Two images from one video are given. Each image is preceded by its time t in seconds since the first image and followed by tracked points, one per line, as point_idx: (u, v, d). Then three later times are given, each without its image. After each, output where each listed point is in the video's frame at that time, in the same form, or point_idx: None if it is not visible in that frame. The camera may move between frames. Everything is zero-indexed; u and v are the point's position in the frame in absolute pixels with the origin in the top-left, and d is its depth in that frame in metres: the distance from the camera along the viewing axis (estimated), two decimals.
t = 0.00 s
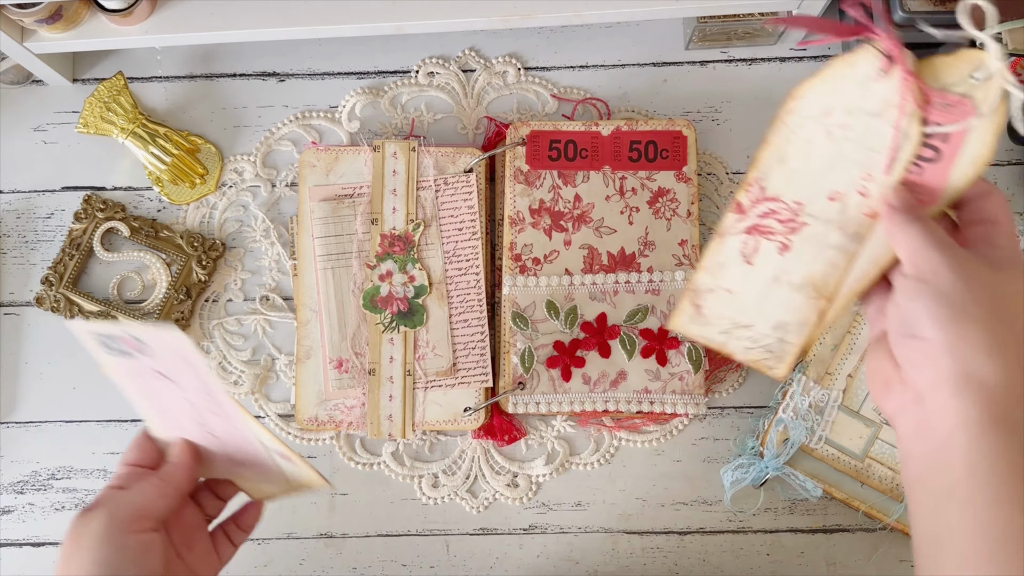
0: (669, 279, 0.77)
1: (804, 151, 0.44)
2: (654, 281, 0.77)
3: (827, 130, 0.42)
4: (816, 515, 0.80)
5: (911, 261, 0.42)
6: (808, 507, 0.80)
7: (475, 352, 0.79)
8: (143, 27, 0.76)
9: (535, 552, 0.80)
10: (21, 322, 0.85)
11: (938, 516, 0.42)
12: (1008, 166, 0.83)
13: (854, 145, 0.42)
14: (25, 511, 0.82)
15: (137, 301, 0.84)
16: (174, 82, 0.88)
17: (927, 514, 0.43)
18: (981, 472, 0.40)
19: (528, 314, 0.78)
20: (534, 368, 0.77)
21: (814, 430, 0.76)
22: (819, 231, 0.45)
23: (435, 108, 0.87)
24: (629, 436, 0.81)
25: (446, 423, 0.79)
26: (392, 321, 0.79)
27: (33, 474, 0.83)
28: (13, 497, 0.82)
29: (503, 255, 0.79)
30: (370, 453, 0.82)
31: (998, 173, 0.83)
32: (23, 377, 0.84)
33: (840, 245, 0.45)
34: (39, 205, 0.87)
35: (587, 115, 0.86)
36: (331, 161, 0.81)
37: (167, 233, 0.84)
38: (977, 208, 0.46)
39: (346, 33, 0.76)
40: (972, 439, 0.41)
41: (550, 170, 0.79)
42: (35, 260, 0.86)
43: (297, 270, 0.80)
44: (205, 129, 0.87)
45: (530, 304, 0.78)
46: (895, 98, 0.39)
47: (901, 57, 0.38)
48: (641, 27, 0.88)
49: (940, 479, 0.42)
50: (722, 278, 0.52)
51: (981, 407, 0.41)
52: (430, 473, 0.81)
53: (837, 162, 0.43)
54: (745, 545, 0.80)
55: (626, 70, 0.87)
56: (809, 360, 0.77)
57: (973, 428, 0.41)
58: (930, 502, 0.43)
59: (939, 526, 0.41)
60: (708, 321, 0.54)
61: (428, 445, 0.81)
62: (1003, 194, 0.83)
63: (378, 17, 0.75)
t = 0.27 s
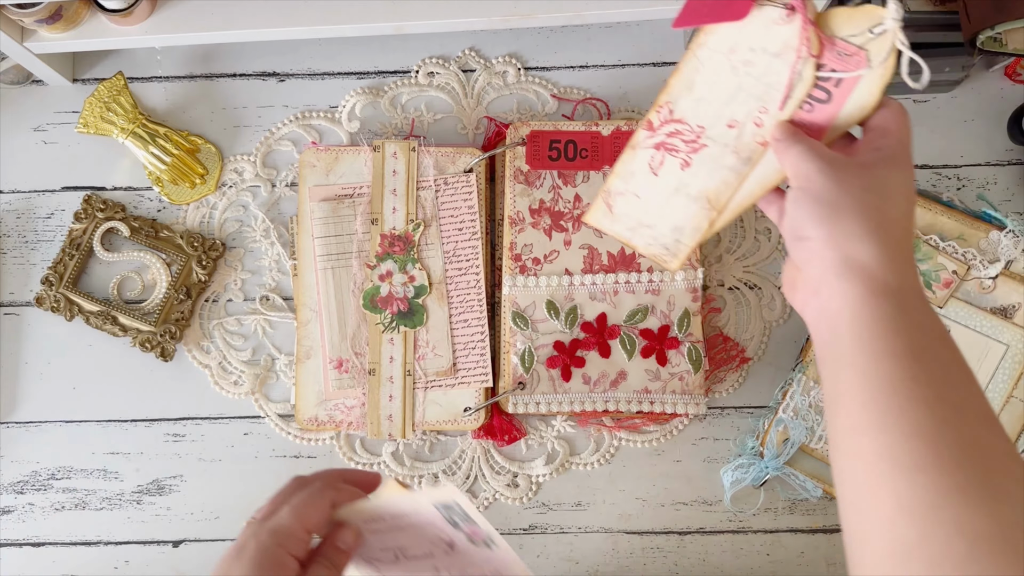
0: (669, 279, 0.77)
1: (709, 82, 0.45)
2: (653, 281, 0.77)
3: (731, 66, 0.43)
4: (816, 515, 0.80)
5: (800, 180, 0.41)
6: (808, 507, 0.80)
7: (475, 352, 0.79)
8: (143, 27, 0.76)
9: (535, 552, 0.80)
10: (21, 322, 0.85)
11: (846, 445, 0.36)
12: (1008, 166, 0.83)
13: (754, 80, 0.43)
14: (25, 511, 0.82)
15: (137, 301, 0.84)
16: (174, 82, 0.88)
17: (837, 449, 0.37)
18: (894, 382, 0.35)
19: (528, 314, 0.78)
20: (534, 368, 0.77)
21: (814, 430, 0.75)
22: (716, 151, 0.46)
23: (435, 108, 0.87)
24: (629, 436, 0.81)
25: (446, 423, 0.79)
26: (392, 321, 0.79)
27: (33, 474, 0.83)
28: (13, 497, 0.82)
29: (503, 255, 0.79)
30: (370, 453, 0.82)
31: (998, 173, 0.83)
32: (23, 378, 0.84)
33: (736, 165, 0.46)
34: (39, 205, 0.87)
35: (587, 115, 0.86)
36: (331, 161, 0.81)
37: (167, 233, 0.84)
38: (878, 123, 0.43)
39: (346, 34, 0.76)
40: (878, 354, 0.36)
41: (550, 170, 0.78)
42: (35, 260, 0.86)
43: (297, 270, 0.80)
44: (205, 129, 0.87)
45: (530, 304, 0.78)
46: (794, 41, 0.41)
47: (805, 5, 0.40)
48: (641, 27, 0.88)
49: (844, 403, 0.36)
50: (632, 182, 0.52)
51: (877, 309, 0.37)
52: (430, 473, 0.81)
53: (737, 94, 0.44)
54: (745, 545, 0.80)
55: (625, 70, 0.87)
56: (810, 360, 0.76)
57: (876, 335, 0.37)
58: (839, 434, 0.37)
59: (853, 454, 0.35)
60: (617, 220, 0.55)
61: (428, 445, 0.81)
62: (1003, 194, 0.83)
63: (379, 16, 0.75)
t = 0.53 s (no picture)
0: (669, 279, 0.77)
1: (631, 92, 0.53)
2: (654, 281, 0.77)
3: (647, 74, 0.51)
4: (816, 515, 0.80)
5: (716, 163, 0.47)
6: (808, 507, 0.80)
7: (475, 352, 0.79)
8: (143, 27, 0.76)
9: (535, 552, 0.80)
10: (21, 322, 0.85)
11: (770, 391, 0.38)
12: (1008, 166, 0.83)
13: (669, 85, 0.50)
14: (25, 511, 0.82)
15: (138, 301, 0.84)
16: (174, 82, 0.88)
17: (765, 396, 0.39)
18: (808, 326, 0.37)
19: (528, 314, 0.78)
20: (534, 369, 0.77)
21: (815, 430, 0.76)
22: (647, 153, 0.57)
23: (435, 108, 0.87)
24: (629, 436, 0.80)
25: (446, 423, 0.79)
26: (392, 321, 0.79)
27: (33, 474, 0.83)
28: (13, 497, 0.82)
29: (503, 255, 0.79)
30: (370, 453, 0.82)
31: (998, 173, 0.83)
32: (23, 378, 0.84)
33: (666, 162, 0.56)
34: (39, 205, 0.87)
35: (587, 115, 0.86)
36: (331, 161, 0.81)
37: (167, 233, 0.84)
38: (782, 107, 0.48)
39: (346, 34, 0.76)
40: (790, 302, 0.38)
41: (550, 170, 0.77)
42: (35, 260, 0.86)
43: (297, 270, 0.81)
44: (205, 129, 0.87)
45: (530, 304, 0.77)
46: (695, 48, 0.46)
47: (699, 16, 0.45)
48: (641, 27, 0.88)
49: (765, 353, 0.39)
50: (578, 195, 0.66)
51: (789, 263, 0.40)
52: (430, 473, 0.81)
53: (658, 99, 0.52)
54: (745, 545, 0.80)
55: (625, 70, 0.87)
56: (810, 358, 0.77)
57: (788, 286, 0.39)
58: (764, 381, 0.39)
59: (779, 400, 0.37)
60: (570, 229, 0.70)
61: (428, 445, 0.81)
62: (1003, 194, 0.83)
63: (380, 17, 0.75)
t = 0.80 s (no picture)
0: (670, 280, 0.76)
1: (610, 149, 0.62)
2: (655, 282, 0.76)
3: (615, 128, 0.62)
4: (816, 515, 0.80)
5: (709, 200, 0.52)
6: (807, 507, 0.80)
7: (475, 352, 0.79)
8: (143, 27, 0.76)
9: (535, 552, 0.80)
10: (21, 322, 0.85)
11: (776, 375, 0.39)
12: (1008, 166, 0.83)
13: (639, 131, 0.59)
14: (25, 511, 0.82)
15: (137, 301, 0.84)
16: (174, 82, 0.88)
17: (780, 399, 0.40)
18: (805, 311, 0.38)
19: (529, 314, 0.77)
20: (534, 369, 0.77)
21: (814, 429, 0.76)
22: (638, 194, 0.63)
23: (435, 108, 0.87)
24: (629, 436, 0.80)
25: (446, 423, 0.79)
26: (392, 321, 0.79)
27: (33, 474, 0.83)
28: (13, 497, 0.82)
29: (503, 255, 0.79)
30: (370, 453, 0.82)
31: (998, 173, 0.83)
32: (23, 377, 0.84)
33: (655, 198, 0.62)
34: (39, 205, 0.87)
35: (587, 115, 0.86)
36: (331, 161, 0.81)
37: (167, 233, 0.84)
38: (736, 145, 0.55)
39: (346, 34, 0.76)
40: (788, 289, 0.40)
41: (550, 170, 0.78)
42: (35, 260, 0.86)
43: (297, 270, 0.81)
44: (205, 129, 0.87)
45: (530, 304, 0.77)
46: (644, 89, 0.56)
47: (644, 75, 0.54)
48: (641, 27, 0.88)
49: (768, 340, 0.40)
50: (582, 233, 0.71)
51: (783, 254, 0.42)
52: (430, 473, 0.81)
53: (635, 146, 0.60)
54: (745, 545, 0.80)
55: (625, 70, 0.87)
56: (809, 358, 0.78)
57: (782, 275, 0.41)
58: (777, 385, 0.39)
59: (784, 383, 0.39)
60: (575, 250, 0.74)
61: (428, 445, 0.81)
62: (1003, 194, 0.83)
63: (380, 17, 0.75)
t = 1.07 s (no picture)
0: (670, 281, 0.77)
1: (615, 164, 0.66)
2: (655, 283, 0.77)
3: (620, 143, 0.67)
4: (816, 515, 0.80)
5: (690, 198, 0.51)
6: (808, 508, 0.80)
7: (475, 352, 0.79)
8: (143, 27, 0.76)
9: (535, 552, 0.80)
10: (20, 322, 0.85)
11: (770, 393, 0.40)
12: (1008, 166, 0.83)
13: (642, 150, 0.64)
14: (25, 511, 0.82)
15: (137, 301, 0.84)
16: (174, 82, 0.88)
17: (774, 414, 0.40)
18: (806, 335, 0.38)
19: (528, 314, 0.77)
20: (534, 369, 0.77)
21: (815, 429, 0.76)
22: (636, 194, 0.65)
23: (435, 108, 0.87)
24: (629, 436, 0.80)
25: (446, 423, 0.79)
26: (392, 321, 0.79)
27: (33, 474, 0.83)
28: (13, 497, 0.82)
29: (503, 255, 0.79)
30: (370, 453, 0.82)
31: (998, 173, 0.83)
32: (23, 377, 0.84)
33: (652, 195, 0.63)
34: (39, 205, 0.87)
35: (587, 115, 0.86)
36: (331, 161, 0.81)
37: (167, 233, 0.84)
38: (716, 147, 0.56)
39: (346, 34, 0.76)
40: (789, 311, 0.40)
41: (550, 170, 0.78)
42: (35, 260, 0.86)
43: (297, 270, 0.81)
44: (205, 129, 0.87)
45: (530, 304, 0.77)
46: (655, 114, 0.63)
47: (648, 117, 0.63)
48: (641, 27, 0.88)
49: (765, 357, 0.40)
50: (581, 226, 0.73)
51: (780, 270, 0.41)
52: (430, 473, 0.81)
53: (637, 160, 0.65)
54: (745, 545, 0.80)
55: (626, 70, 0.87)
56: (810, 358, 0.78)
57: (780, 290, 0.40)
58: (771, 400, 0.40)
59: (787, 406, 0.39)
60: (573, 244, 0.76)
61: (428, 445, 0.81)
62: (1003, 194, 0.83)
63: (380, 17, 0.75)
